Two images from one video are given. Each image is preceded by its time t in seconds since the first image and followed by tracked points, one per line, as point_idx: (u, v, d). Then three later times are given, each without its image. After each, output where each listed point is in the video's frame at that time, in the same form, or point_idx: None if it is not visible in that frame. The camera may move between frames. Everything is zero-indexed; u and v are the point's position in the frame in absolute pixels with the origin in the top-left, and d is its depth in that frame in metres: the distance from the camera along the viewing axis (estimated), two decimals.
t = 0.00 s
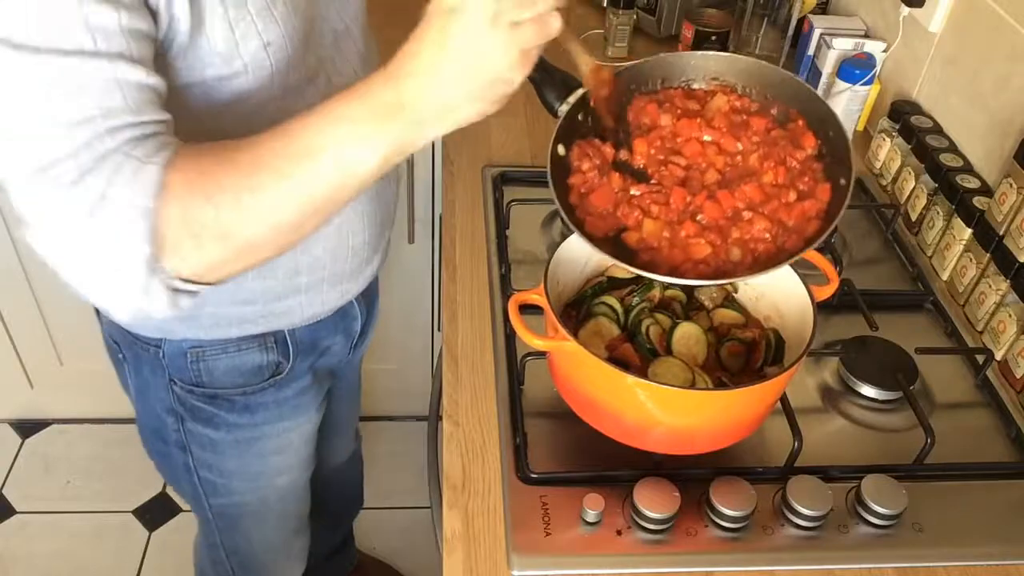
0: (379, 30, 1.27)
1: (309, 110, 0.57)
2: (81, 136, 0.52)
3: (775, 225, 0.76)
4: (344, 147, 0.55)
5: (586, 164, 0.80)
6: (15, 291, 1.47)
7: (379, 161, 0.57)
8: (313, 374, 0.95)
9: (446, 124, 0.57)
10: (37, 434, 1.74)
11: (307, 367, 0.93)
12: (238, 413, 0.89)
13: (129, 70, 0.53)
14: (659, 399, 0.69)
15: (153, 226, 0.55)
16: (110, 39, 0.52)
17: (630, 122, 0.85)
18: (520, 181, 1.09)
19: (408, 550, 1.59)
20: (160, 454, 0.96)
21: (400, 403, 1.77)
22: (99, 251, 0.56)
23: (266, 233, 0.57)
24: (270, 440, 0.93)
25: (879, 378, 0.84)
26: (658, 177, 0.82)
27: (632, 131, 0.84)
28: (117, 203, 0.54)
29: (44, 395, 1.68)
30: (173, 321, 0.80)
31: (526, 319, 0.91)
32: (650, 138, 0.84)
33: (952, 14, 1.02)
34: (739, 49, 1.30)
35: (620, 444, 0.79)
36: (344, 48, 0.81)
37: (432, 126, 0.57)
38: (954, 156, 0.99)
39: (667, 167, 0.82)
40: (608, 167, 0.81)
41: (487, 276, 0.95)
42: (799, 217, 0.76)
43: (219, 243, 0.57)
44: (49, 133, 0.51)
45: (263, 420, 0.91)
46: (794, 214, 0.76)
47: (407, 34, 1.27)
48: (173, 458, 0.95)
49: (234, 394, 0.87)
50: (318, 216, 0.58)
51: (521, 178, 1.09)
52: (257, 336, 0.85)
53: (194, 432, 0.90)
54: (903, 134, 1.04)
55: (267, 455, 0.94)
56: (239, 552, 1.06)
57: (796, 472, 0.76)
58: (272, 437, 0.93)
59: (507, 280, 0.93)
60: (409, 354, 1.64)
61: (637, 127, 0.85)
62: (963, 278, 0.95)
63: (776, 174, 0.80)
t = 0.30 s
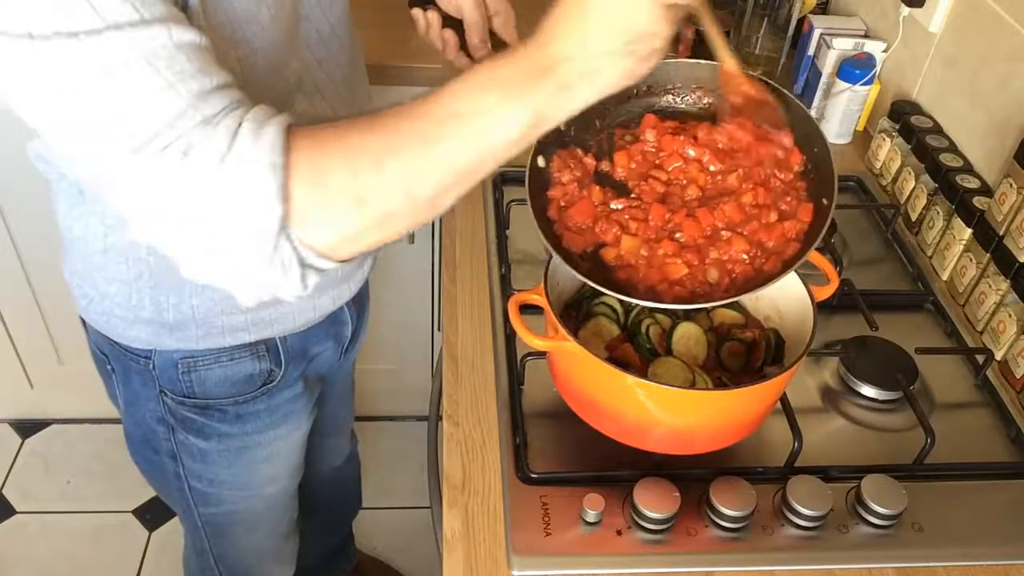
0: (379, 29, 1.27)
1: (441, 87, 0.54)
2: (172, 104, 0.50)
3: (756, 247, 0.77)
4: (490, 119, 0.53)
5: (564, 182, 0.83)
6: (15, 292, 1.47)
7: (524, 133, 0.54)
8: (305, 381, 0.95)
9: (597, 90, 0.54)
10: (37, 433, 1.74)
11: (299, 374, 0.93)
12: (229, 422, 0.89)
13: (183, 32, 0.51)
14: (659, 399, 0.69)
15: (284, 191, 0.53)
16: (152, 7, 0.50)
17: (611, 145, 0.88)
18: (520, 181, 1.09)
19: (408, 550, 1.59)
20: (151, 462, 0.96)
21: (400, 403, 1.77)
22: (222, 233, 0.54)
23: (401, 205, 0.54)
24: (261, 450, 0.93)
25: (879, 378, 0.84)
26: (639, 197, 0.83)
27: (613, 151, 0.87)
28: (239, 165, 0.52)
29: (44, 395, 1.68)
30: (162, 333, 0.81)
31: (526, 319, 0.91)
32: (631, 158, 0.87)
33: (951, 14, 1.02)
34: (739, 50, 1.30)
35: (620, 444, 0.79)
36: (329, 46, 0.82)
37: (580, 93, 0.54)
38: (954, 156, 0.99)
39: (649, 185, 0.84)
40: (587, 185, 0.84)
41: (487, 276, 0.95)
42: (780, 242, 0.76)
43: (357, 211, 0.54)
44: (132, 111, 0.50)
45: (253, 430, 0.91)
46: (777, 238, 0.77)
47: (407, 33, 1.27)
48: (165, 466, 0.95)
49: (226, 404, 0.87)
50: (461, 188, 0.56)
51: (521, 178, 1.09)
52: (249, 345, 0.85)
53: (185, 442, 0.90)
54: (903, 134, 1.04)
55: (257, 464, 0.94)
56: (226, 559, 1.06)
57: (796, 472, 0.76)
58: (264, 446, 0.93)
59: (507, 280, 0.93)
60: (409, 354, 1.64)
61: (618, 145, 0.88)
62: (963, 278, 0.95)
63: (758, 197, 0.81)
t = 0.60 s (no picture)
0: (379, 29, 1.27)
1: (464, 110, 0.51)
2: (143, 98, 0.48)
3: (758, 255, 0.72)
4: (507, 152, 0.49)
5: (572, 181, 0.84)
6: (16, 292, 1.47)
7: (541, 173, 0.50)
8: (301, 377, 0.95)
9: (635, 142, 0.51)
10: (37, 434, 1.74)
11: (296, 370, 0.93)
12: (227, 419, 0.89)
13: (158, 24, 0.50)
14: (659, 399, 0.69)
15: (258, 193, 0.49)
16: None
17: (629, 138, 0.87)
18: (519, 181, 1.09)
19: (408, 550, 1.59)
20: (149, 459, 0.96)
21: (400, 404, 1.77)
22: (201, 234, 0.51)
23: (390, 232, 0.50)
24: (258, 447, 0.93)
25: (879, 378, 0.84)
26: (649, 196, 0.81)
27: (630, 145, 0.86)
28: (212, 159, 0.49)
29: (45, 395, 1.68)
30: (160, 329, 0.81)
31: (526, 319, 0.91)
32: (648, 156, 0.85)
33: (951, 14, 1.02)
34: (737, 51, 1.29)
35: (621, 444, 0.79)
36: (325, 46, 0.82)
37: (609, 143, 0.50)
38: (954, 156, 0.99)
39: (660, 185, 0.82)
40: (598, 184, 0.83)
41: (487, 276, 0.95)
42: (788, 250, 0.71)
43: (336, 229, 0.50)
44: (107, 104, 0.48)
45: (250, 427, 0.91)
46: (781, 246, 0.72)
47: (407, 34, 1.27)
48: (162, 463, 0.95)
49: (223, 400, 0.87)
50: (457, 228, 0.51)
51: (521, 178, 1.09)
52: (246, 342, 0.85)
53: (182, 439, 0.90)
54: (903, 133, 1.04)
55: (255, 461, 0.94)
56: (225, 557, 1.06)
57: (796, 472, 0.76)
58: (261, 442, 0.93)
59: (507, 280, 0.93)
60: (409, 354, 1.64)
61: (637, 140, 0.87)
62: (963, 278, 0.95)
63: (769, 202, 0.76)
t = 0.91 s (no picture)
0: (379, 29, 1.27)
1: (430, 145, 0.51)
2: (105, 120, 0.49)
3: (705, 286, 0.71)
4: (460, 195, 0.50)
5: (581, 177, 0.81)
6: (15, 292, 1.47)
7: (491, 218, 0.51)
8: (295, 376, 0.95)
9: (587, 197, 0.51)
10: (37, 433, 1.74)
11: (290, 369, 0.93)
12: (220, 416, 0.89)
13: (130, 45, 0.50)
14: (659, 399, 0.69)
15: (206, 226, 0.50)
16: (103, 18, 0.49)
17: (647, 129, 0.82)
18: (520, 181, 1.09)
19: (408, 550, 1.59)
20: (144, 456, 0.96)
21: (400, 404, 1.77)
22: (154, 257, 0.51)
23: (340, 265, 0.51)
24: (251, 445, 0.93)
25: (879, 378, 0.84)
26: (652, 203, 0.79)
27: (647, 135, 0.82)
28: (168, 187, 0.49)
29: (45, 395, 1.68)
30: (152, 327, 0.81)
31: (526, 320, 0.91)
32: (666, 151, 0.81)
33: (951, 14, 1.02)
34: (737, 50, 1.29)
35: (621, 444, 0.79)
36: (326, 50, 0.82)
37: (560, 196, 0.51)
38: (954, 156, 0.99)
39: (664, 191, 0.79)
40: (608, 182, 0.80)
41: (487, 277, 0.95)
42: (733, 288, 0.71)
43: (285, 262, 0.50)
44: (70, 123, 0.48)
45: (243, 424, 0.91)
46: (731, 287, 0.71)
47: (406, 34, 1.28)
48: (156, 460, 0.95)
49: (216, 398, 0.87)
50: (404, 267, 0.52)
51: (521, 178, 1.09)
52: (240, 339, 0.85)
53: (175, 436, 0.90)
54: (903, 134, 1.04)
55: (249, 458, 0.94)
56: (221, 555, 1.06)
57: (796, 472, 0.76)
58: (254, 441, 0.93)
59: (507, 280, 0.93)
60: (409, 354, 1.64)
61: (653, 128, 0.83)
62: (963, 278, 0.95)
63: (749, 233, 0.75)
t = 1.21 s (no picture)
0: (380, 29, 1.27)
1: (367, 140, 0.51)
2: (74, 138, 0.48)
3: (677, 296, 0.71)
4: (402, 183, 0.49)
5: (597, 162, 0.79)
6: (15, 293, 1.47)
7: (435, 203, 0.50)
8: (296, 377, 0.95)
9: (530, 170, 0.51)
10: (37, 433, 1.74)
11: (290, 371, 0.93)
12: (222, 417, 0.89)
13: (110, 62, 0.50)
14: (658, 399, 0.69)
15: (161, 239, 0.50)
16: (88, 36, 0.50)
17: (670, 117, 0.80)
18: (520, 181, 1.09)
19: (408, 550, 1.59)
20: (143, 458, 0.96)
21: (400, 404, 1.77)
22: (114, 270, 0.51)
23: (290, 266, 0.50)
24: (252, 445, 0.93)
25: (879, 378, 0.84)
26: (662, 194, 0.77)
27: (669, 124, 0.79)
28: (124, 206, 0.49)
29: (45, 395, 1.68)
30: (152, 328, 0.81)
31: (526, 320, 0.91)
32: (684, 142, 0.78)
33: (951, 14, 1.02)
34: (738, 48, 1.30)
35: (621, 445, 0.79)
36: (328, 51, 0.82)
37: (499, 176, 0.50)
38: (954, 156, 0.99)
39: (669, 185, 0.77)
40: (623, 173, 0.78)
41: (487, 276, 0.95)
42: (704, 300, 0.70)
43: (238, 265, 0.50)
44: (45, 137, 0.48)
45: (244, 425, 0.91)
46: (701, 300, 0.71)
47: (406, 34, 1.27)
48: (156, 461, 0.95)
49: (217, 399, 0.87)
50: (354, 260, 0.52)
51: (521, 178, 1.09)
52: (241, 340, 0.85)
53: (176, 437, 0.90)
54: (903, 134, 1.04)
55: (249, 459, 0.94)
56: (222, 556, 1.06)
57: (796, 472, 0.76)
58: (254, 442, 0.93)
59: (507, 280, 0.93)
60: (410, 354, 1.64)
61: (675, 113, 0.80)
62: (963, 278, 0.95)
63: (746, 273, 0.72)
